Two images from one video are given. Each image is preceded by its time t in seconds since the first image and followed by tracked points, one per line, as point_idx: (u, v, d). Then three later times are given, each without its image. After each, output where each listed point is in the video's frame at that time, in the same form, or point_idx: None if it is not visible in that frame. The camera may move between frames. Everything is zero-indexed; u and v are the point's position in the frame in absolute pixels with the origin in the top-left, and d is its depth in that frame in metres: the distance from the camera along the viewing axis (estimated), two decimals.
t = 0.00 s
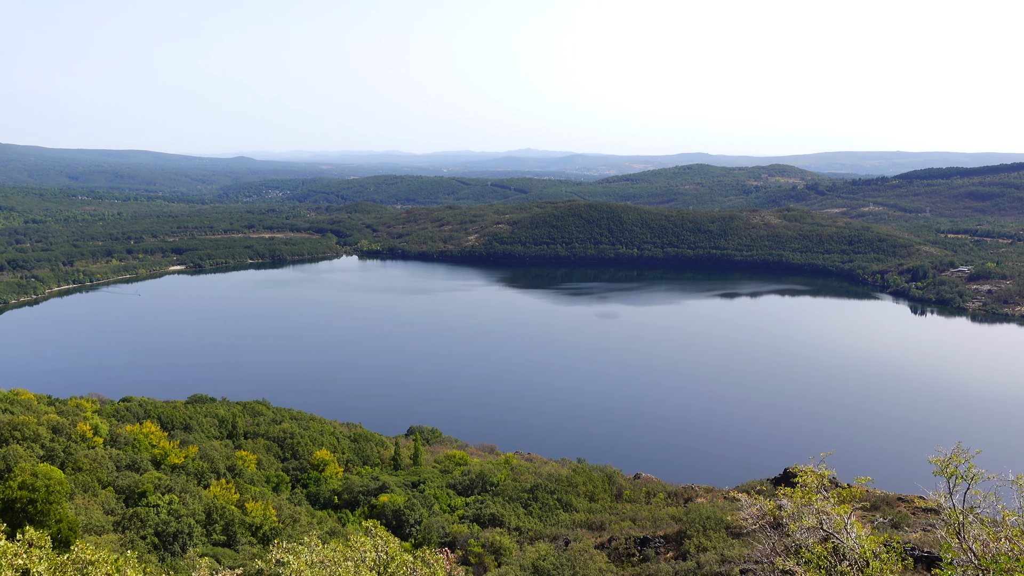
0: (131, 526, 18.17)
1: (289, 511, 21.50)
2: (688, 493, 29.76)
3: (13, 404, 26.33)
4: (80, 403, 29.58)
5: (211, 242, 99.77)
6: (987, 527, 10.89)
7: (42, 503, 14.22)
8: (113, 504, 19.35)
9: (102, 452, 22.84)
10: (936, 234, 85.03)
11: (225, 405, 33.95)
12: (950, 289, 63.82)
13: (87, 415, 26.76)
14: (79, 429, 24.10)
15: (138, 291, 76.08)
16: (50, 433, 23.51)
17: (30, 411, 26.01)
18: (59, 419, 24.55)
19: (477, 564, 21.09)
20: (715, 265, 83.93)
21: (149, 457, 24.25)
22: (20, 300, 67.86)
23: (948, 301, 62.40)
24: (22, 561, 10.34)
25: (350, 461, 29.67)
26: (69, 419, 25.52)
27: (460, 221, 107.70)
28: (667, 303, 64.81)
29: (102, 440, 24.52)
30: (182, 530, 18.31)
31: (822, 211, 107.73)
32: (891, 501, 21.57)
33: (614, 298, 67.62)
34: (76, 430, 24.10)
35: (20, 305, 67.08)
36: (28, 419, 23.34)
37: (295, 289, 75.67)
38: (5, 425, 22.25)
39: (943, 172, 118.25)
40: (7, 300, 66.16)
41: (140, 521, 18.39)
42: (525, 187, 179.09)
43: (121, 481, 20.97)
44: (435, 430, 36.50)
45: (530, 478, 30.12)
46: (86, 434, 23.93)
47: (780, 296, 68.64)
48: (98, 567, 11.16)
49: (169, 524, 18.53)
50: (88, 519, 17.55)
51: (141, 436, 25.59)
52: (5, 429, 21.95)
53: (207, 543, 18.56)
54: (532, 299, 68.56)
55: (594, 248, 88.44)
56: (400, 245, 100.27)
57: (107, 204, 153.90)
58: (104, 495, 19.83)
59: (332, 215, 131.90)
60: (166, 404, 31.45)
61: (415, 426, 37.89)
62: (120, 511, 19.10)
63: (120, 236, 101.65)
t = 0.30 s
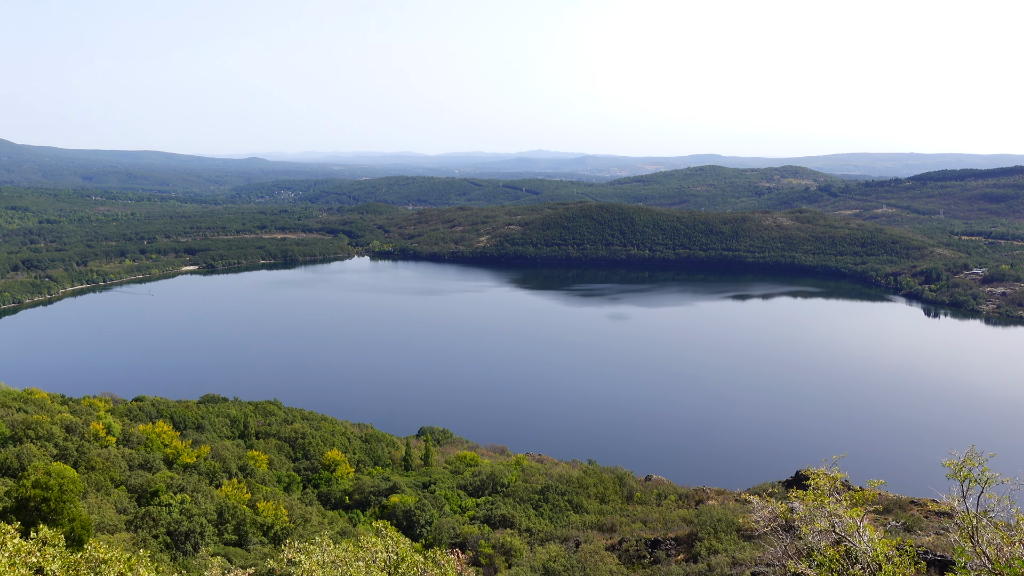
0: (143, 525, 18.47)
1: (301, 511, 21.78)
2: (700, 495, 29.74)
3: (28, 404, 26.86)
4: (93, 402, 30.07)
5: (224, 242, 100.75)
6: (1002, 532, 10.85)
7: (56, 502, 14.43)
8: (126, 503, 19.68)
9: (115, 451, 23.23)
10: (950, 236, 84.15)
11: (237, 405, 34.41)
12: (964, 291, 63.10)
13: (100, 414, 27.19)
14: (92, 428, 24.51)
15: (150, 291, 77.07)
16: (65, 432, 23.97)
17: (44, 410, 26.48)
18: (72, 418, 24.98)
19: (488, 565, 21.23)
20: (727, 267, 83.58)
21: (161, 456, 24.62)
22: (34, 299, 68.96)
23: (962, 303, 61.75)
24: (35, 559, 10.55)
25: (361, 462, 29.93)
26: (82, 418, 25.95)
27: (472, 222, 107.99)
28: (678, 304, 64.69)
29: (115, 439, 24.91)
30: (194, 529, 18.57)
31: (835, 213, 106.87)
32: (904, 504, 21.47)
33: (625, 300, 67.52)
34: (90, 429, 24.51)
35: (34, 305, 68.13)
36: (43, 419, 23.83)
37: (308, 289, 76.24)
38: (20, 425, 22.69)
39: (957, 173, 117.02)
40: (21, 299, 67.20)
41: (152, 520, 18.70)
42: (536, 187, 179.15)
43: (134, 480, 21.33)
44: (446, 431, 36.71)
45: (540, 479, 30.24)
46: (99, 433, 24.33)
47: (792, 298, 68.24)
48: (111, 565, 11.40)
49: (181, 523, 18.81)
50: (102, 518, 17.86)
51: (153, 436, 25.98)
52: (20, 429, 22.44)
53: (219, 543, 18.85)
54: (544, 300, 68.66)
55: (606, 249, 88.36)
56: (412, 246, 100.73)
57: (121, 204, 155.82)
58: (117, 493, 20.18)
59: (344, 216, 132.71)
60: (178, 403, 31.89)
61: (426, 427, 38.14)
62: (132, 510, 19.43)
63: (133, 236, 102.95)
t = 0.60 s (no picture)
0: (155, 524, 18.79)
1: (312, 511, 22.04)
2: (711, 497, 29.71)
3: (42, 404, 27.37)
4: (106, 402, 30.57)
5: (236, 244, 101.76)
6: (1017, 536, 10.78)
7: (68, 502, 14.64)
8: (138, 502, 20.01)
9: (128, 450, 23.63)
10: (964, 239, 83.24)
11: (249, 405, 34.84)
12: (978, 294, 62.41)
13: (113, 414, 27.67)
14: (105, 428, 24.92)
15: (163, 292, 78.06)
16: (78, 431, 24.39)
17: (58, 410, 27.03)
18: (85, 418, 25.43)
19: (499, 566, 21.35)
20: (739, 269, 83.23)
21: (173, 456, 25.02)
22: (48, 300, 70.03)
23: (976, 306, 61.09)
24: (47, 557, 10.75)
25: (372, 462, 30.19)
26: (96, 418, 26.38)
27: (483, 224, 108.29)
28: (690, 307, 64.49)
29: (128, 439, 25.32)
30: (206, 529, 18.87)
31: (848, 215, 106.00)
32: (916, 508, 21.36)
33: (637, 302, 67.45)
34: (103, 428, 24.93)
35: (48, 305, 69.20)
36: (57, 418, 24.28)
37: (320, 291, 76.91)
38: (34, 424, 23.11)
39: (972, 176, 115.71)
40: (35, 299, 68.31)
41: (164, 519, 19.00)
42: (548, 189, 179.25)
43: (146, 480, 21.69)
44: (457, 432, 36.92)
45: (551, 480, 30.38)
46: (112, 433, 24.73)
47: (804, 300, 67.84)
48: (125, 565, 11.60)
49: (193, 523, 19.06)
50: (114, 518, 18.17)
51: (165, 435, 26.39)
52: (34, 429, 22.87)
53: (230, 543, 19.14)
54: (554, 302, 68.78)
55: (617, 251, 88.25)
56: (423, 247, 101.16)
57: (136, 206, 157.74)
58: (130, 493, 20.52)
59: (356, 217, 133.50)
60: (191, 403, 32.38)
61: (437, 428, 38.39)
62: (144, 510, 19.75)
63: (146, 237, 104.20)
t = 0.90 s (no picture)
0: (168, 525, 19.11)
1: (323, 512, 22.32)
2: (723, 500, 29.66)
3: (57, 404, 27.92)
4: (120, 403, 31.10)
5: (249, 245, 102.68)
6: None
7: (82, 501, 14.84)
8: (151, 502, 20.36)
9: (141, 451, 24.02)
10: (979, 240, 82.25)
11: (261, 407, 35.30)
12: (993, 296, 61.67)
13: (127, 415, 28.12)
14: (119, 429, 25.35)
15: (176, 293, 79.04)
16: (92, 431, 24.85)
17: (72, 411, 27.54)
18: (99, 419, 25.89)
19: (510, 568, 21.47)
20: (752, 271, 82.77)
21: (186, 456, 25.41)
22: (63, 300, 71.14)
23: (991, 309, 60.38)
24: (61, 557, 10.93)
25: (384, 464, 30.45)
26: (110, 418, 26.84)
27: (495, 225, 108.56)
28: (702, 309, 64.31)
29: (141, 440, 25.73)
30: (219, 530, 19.17)
31: (861, 216, 105.05)
32: (930, 511, 21.24)
33: (649, 304, 67.31)
34: (117, 429, 25.36)
35: (62, 306, 70.25)
36: (72, 419, 24.80)
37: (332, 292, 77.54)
38: (48, 425, 23.56)
39: (988, 177, 114.16)
40: (50, 300, 69.42)
41: (177, 520, 19.32)
42: (559, 191, 179.29)
43: (159, 480, 22.03)
44: (469, 434, 37.15)
45: (563, 482, 30.46)
46: (125, 434, 25.15)
47: (817, 302, 67.38)
48: (139, 565, 11.80)
49: (206, 524, 19.37)
50: (128, 518, 18.51)
51: (178, 436, 26.79)
52: (49, 429, 23.37)
53: (243, 543, 19.43)
54: (566, 303, 68.87)
55: (629, 252, 88.11)
56: (435, 249, 101.61)
57: (150, 207, 159.59)
58: (143, 493, 20.87)
59: (368, 219, 134.33)
60: (204, 404, 32.86)
61: (448, 430, 38.63)
62: (157, 510, 20.08)
63: (160, 239, 105.47)
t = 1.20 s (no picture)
0: (181, 525, 19.43)
1: (335, 513, 22.59)
2: (735, 503, 29.60)
3: (72, 405, 28.47)
4: (133, 404, 31.62)
5: (262, 247, 103.63)
6: None
7: (96, 501, 15.12)
8: (164, 503, 20.71)
9: (154, 452, 24.43)
10: (994, 242, 81.18)
11: (274, 408, 35.74)
12: (1008, 298, 60.91)
13: (140, 416, 28.60)
14: (133, 429, 25.78)
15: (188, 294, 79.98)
16: (106, 432, 25.32)
17: (87, 411, 28.08)
18: (113, 420, 26.35)
19: (522, 569, 21.60)
20: (764, 273, 82.29)
21: (199, 457, 25.80)
22: (78, 301, 72.23)
23: (1006, 311, 59.61)
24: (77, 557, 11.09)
25: (395, 465, 30.72)
26: (124, 419, 27.29)
27: (507, 227, 108.77)
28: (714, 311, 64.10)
29: (154, 440, 26.17)
30: (231, 530, 19.46)
31: (875, 218, 104.07)
32: (944, 515, 21.10)
33: (661, 306, 67.15)
34: (131, 430, 25.79)
35: (76, 307, 71.34)
36: (86, 419, 25.28)
37: (345, 293, 78.14)
38: (62, 426, 24.04)
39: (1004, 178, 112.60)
40: (64, 301, 70.51)
41: (190, 521, 19.66)
42: (571, 193, 179.29)
43: (172, 480, 22.40)
44: (480, 436, 37.33)
45: (574, 484, 30.53)
46: (139, 434, 25.58)
47: (830, 304, 66.92)
48: (152, 565, 11.99)
49: (218, 524, 19.70)
50: (141, 518, 18.86)
51: (191, 437, 27.21)
52: (63, 430, 23.85)
53: (254, 543, 19.71)
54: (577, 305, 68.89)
55: (641, 254, 87.94)
56: (447, 250, 102.04)
57: (164, 209, 161.51)
58: (156, 494, 21.22)
59: (380, 220, 135.05)
60: (217, 405, 33.32)
61: (459, 431, 38.87)
62: (170, 510, 20.41)
63: (173, 240, 106.77)
